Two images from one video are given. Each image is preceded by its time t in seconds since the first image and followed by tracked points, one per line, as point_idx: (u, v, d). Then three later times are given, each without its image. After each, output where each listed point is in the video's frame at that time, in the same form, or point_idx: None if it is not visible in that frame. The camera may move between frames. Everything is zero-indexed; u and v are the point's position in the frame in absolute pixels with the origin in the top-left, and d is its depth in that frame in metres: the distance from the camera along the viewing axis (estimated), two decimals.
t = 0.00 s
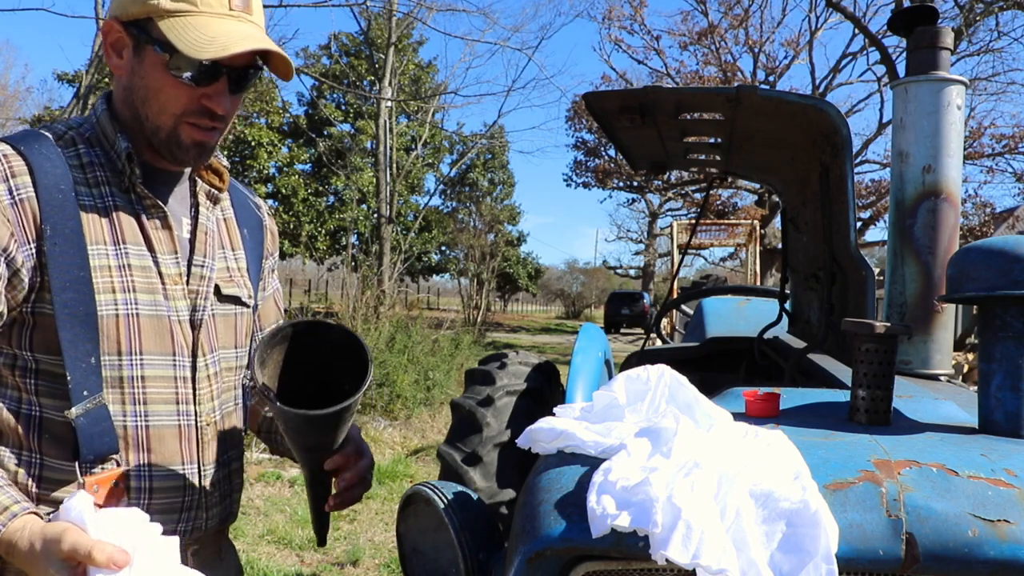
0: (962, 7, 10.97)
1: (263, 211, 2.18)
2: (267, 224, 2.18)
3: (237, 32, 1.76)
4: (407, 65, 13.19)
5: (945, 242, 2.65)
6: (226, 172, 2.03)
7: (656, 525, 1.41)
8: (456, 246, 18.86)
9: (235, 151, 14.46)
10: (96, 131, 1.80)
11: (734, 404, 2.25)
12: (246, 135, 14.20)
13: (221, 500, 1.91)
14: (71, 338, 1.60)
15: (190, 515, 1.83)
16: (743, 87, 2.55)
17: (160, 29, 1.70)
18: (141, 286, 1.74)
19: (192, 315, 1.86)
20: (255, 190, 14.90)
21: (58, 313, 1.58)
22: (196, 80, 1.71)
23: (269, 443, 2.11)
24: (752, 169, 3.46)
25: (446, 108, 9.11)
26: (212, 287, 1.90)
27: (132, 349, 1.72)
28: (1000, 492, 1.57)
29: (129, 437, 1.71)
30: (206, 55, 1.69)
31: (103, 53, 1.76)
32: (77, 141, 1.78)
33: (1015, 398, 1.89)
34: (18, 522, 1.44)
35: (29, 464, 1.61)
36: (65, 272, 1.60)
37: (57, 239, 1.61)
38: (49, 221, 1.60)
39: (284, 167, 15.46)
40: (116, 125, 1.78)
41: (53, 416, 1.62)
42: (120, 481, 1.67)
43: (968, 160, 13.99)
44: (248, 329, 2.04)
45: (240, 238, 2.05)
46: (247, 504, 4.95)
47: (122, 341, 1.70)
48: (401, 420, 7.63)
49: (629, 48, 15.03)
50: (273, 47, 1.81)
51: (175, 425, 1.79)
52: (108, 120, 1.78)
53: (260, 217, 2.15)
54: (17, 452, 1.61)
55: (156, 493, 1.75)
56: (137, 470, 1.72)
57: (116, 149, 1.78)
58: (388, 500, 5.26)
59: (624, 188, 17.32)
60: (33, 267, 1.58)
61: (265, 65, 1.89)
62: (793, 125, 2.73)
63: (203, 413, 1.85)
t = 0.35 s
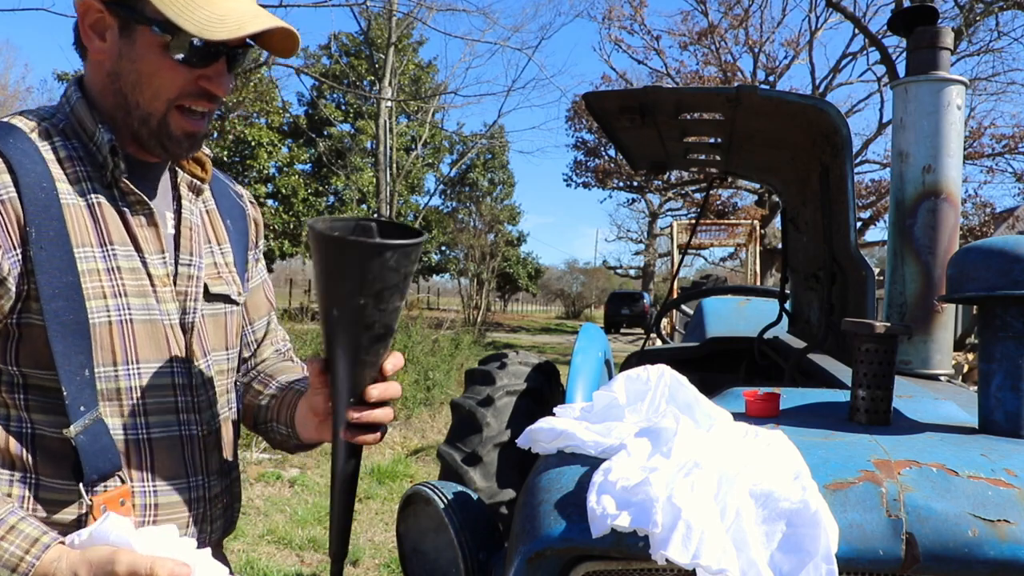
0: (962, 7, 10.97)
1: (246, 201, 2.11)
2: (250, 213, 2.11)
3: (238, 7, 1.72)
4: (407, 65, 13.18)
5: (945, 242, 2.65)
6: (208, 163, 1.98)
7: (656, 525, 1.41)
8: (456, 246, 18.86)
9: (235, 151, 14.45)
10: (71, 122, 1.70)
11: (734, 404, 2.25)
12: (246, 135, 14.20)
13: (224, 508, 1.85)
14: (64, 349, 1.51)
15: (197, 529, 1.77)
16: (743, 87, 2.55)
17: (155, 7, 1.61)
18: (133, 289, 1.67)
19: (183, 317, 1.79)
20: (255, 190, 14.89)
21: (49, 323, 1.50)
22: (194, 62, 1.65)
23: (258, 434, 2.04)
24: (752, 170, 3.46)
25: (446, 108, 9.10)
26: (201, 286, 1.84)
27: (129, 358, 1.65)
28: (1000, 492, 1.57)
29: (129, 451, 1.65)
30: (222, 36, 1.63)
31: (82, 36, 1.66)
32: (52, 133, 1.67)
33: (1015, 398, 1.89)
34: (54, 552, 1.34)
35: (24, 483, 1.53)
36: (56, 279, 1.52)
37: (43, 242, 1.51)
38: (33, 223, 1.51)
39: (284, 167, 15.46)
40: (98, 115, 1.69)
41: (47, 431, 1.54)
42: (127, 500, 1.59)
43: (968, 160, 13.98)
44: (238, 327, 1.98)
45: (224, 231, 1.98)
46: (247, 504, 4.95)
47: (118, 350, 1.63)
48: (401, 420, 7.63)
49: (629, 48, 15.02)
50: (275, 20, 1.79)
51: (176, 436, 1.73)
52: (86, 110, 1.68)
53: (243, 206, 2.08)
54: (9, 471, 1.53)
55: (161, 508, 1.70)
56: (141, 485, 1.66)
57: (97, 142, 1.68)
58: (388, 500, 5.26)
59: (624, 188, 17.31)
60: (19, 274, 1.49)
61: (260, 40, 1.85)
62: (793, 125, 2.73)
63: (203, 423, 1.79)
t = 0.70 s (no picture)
0: (962, 7, 10.97)
1: (229, 197, 2.13)
2: (234, 209, 2.13)
3: (245, 8, 1.70)
4: (407, 65, 13.19)
5: (945, 242, 2.65)
6: (196, 157, 1.93)
7: (656, 525, 1.41)
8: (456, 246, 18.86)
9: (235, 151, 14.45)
10: (58, 110, 1.63)
11: (735, 404, 2.25)
12: (246, 135, 14.21)
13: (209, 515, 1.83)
14: (58, 351, 1.46)
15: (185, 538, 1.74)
16: (743, 87, 2.55)
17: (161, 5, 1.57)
18: (128, 291, 1.62)
19: (176, 319, 1.77)
20: (255, 190, 14.90)
21: (44, 325, 1.44)
22: (198, 59, 1.61)
23: (247, 424, 2.06)
24: (752, 170, 3.46)
25: (447, 108, 9.11)
26: (192, 286, 1.82)
27: (124, 364, 1.60)
28: (1000, 492, 1.57)
29: (122, 463, 1.60)
30: (233, 38, 1.61)
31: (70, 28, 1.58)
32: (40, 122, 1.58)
33: (1015, 398, 1.89)
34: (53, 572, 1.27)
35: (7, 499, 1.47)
36: (50, 283, 1.46)
37: (38, 239, 1.46)
38: (28, 219, 1.45)
39: (284, 167, 15.46)
40: (89, 106, 1.62)
41: (33, 443, 1.48)
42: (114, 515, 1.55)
43: (968, 161, 13.99)
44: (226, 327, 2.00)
45: (212, 226, 2.00)
46: (248, 504, 4.95)
47: (114, 356, 1.58)
48: (401, 420, 7.63)
49: (629, 48, 15.00)
50: (282, 21, 1.77)
51: (169, 445, 1.68)
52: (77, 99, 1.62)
53: (226, 202, 2.10)
54: None
55: (151, 519, 1.65)
56: (131, 498, 1.61)
57: (88, 134, 1.63)
58: (388, 500, 5.26)
59: (624, 188, 17.31)
60: (10, 274, 1.43)
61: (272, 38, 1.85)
62: (793, 125, 2.73)
63: (195, 429, 1.76)
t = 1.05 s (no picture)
0: (962, 7, 10.97)
1: (207, 194, 2.13)
2: (211, 206, 2.13)
3: (248, 26, 1.65)
4: (407, 65, 13.18)
5: (945, 242, 2.65)
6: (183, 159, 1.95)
7: (656, 525, 1.41)
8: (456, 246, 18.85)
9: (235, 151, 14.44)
10: (44, 111, 1.61)
11: (734, 404, 2.25)
12: (246, 135, 14.21)
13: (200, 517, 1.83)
14: (54, 363, 1.46)
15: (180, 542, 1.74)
16: (743, 87, 2.55)
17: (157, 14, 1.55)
18: (121, 295, 1.61)
19: (168, 322, 1.77)
20: (255, 190, 14.89)
21: (40, 336, 1.45)
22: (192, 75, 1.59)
23: (223, 428, 2.04)
24: (752, 169, 3.46)
25: (447, 108, 9.11)
26: (183, 288, 1.81)
27: (119, 370, 1.58)
28: (1000, 492, 1.57)
29: (119, 468, 1.58)
30: (228, 57, 1.57)
31: (64, 29, 1.57)
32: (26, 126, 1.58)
33: (1015, 398, 1.89)
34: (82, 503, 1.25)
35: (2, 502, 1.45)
36: (44, 292, 1.46)
37: (32, 248, 1.44)
38: (23, 227, 1.43)
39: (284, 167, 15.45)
40: (76, 108, 1.62)
41: (28, 450, 1.48)
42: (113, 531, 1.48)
43: (969, 161, 13.98)
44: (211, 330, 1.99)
45: (193, 229, 2.00)
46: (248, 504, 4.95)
47: (108, 361, 1.56)
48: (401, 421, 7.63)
49: (630, 48, 14.93)
50: (286, 43, 1.72)
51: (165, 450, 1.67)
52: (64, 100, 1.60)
53: (204, 200, 2.10)
54: None
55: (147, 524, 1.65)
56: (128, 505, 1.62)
57: (76, 136, 1.61)
58: (388, 500, 5.26)
59: (624, 188, 17.30)
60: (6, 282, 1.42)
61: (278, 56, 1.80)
62: (793, 125, 2.73)
63: (188, 431, 1.77)
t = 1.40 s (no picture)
0: (962, 7, 10.97)
1: (200, 193, 2.13)
2: (205, 205, 2.13)
3: (215, 13, 1.60)
4: (407, 65, 13.17)
5: (945, 242, 2.65)
6: (173, 157, 1.95)
7: (656, 525, 1.41)
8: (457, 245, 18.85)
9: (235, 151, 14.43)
10: (33, 113, 1.61)
11: (735, 404, 2.25)
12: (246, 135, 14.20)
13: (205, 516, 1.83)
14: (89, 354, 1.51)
15: (183, 541, 1.74)
16: (743, 87, 2.55)
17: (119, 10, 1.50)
18: (125, 293, 1.62)
19: (161, 320, 1.76)
20: (255, 190, 14.89)
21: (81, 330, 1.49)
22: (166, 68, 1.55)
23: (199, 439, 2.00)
24: (752, 170, 3.46)
25: (447, 108, 9.11)
26: (175, 285, 1.81)
27: (121, 367, 1.60)
28: (1000, 492, 1.57)
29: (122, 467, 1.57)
30: (195, 50, 1.52)
31: (36, 30, 1.54)
32: (18, 128, 1.58)
33: (1015, 398, 1.89)
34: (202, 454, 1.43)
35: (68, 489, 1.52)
36: (74, 290, 1.49)
37: (52, 247, 1.46)
38: (40, 227, 1.45)
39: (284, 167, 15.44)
40: (64, 109, 1.60)
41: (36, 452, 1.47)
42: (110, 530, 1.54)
43: (969, 160, 13.98)
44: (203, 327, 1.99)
45: (185, 225, 1.99)
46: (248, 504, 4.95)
47: (115, 359, 1.58)
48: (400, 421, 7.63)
49: (630, 49, 14.92)
50: (254, 30, 1.66)
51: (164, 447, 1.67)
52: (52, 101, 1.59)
53: (198, 198, 2.10)
54: None
55: (148, 523, 1.65)
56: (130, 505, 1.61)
57: (66, 136, 1.60)
58: (388, 500, 5.26)
59: (624, 188, 17.30)
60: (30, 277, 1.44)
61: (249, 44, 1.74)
62: (793, 125, 2.73)
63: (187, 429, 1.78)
